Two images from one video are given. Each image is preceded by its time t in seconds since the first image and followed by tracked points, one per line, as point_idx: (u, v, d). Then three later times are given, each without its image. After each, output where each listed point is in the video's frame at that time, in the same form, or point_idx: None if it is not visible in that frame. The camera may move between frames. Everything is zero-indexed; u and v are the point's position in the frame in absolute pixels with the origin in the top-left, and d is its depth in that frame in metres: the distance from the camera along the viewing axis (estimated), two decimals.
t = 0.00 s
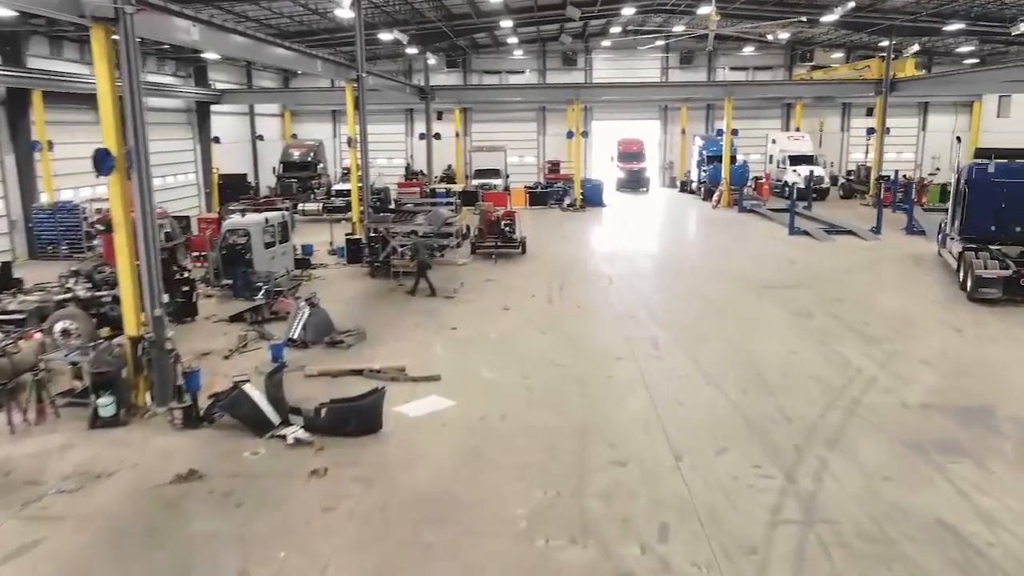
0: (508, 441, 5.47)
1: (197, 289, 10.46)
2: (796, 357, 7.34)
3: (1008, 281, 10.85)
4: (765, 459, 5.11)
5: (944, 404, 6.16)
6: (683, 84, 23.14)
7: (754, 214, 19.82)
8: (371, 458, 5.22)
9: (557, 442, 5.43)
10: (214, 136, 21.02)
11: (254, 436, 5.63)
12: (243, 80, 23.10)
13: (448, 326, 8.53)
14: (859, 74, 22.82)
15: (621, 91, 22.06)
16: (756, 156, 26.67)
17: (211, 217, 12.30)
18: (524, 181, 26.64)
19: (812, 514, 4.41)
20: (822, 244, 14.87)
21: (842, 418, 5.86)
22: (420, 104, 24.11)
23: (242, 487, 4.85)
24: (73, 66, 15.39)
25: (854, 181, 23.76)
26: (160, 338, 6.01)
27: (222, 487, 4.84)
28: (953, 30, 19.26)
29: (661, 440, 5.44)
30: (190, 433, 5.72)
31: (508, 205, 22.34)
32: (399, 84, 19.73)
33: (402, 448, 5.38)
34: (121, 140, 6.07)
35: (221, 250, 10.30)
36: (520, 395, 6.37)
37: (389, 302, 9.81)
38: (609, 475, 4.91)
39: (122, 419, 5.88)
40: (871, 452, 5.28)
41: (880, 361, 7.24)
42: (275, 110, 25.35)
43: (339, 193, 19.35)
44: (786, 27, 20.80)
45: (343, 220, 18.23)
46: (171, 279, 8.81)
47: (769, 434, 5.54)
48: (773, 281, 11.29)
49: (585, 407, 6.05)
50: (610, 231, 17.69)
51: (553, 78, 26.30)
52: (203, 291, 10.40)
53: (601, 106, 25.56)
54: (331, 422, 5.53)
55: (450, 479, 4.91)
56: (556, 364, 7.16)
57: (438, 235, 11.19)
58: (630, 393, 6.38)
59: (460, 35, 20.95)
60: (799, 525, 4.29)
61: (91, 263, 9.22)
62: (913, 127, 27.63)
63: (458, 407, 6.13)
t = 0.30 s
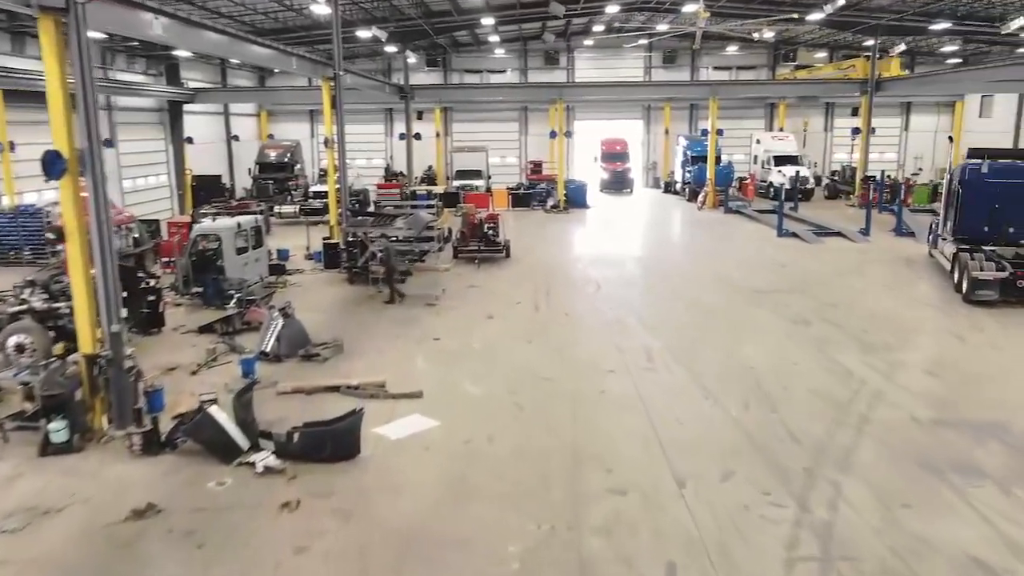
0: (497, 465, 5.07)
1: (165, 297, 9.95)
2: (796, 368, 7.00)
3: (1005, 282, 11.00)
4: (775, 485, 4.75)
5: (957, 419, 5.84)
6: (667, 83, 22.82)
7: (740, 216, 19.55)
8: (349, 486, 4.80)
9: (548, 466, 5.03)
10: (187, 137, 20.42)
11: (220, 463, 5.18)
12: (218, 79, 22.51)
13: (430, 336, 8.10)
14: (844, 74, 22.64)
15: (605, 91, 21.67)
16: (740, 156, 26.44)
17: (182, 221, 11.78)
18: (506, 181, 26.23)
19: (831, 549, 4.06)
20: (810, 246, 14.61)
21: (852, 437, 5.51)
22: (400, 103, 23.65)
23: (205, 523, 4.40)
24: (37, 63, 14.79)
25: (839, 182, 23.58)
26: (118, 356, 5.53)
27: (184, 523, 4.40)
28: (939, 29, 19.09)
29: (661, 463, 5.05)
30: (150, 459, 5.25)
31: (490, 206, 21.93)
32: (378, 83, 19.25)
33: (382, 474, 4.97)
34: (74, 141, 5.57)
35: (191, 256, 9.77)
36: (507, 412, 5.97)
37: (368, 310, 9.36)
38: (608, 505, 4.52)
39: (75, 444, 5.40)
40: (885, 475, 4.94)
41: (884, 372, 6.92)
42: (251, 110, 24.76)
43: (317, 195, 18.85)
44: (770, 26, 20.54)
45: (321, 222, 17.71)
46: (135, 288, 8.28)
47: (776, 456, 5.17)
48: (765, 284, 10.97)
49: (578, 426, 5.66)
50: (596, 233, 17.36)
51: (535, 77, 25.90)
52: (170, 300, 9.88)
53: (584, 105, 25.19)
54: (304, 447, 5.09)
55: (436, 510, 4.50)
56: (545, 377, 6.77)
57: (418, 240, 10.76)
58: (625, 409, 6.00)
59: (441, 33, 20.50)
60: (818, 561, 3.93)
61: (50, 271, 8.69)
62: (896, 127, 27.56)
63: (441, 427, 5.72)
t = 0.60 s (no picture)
0: (486, 494, 4.68)
1: (130, 307, 9.45)
2: (798, 381, 6.66)
3: (1001, 283, 10.93)
4: (788, 515, 4.39)
5: (972, 436, 5.52)
6: (650, 83, 22.48)
7: (726, 217, 19.27)
8: (325, 521, 4.38)
9: (542, 495, 4.65)
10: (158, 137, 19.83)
11: (182, 494, 4.74)
12: (190, 77, 21.91)
13: (412, 348, 7.68)
14: (829, 73, 22.43)
15: (588, 90, 21.29)
16: (723, 155, 26.20)
17: (151, 225, 11.27)
18: (486, 182, 25.81)
19: None
20: (799, 248, 14.35)
21: (864, 458, 5.17)
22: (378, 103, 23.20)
23: (163, 567, 3.96)
24: None
25: (823, 182, 23.40)
26: (70, 379, 5.05)
27: (142, 566, 3.97)
28: (924, 28, 18.92)
29: (664, 491, 4.68)
30: (105, 491, 4.79)
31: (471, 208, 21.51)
32: (356, 82, 18.75)
33: (361, 506, 4.56)
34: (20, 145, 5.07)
35: (158, 263, 9.28)
36: (495, 434, 5.57)
37: (346, 320, 8.91)
38: (608, 540, 4.14)
39: (22, 475, 4.93)
40: (904, 502, 4.60)
41: (890, 383, 6.61)
42: (225, 109, 24.15)
43: (294, 197, 18.34)
44: (754, 24, 20.27)
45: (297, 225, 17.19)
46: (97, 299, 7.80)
47: (787, 481, 4.82)
48: (757, 288, 10.66)
49: (572, 449, 5.27)
50: (579, 235, 17.03)
51: (516, 77, 25.50)
52: (137, 310, 9.39)
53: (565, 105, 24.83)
54: (274, 478, 4.67)
55: (421, 548, 4.10)
56: (535, 393, 6.38)
57: (398, 244, 10.23)
58: (621, 429, 5.62)
59: (420, 31, 20.04)
60: None
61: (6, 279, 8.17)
62: (878, 127, 27.49)
63: (425, 451, 5.30)
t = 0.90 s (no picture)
0: (475, 530, 4.26)
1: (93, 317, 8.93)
2: (802, 396, 6.31)
3: (997, 285, 10.75)
4: (806, 550, 4.03)
5: (991, 456, 5.19)
6: (633, 83, 22.16)
7: (712, 219, 18.99)
8: (297, 564, 3.96)
9: (536, 530, 4.25)
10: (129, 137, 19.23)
11: (140, 533, 4.29)
12: (163, 76, 21.29)
13: (393, 362, 7.24)
14: (814, 72, 22.23)
15: (571, 90, 20.91)
16: (707, 156, 25.98)
17: (117, 230, 10.74)
18: (468, 183, 25.37)
19: None
20: (789, 250, 14.07)
21: (880, 483, 4.82)
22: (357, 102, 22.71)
23: None
24: None
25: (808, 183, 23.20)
26: (16, 405, 4.59)
27: None
28: (910, 27, 18.75)
29: (669, 525, 4.29)
30: (52, 530, 4.32)
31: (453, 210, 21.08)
32: (334, 81, 18.26)
33: (337, 545, 4.13)
34: None
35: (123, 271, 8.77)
36: (483, 458, 5.16)
37: (322, 330, 8.46)
38: None
39: None
40: (928, 532, 4.25)
41: (897, 397, 6.29)
42: (200, 109, 23.54)
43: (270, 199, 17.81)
44: (739, 23, 20.01)
45: (273, 228, 16.63)
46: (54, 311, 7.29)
47: (801, 511, 4.45)
48: (750, 293, 10.33)
49: (567, 477, 4.88)
50: (564, 238, 16.68)
51: (497, 76, 25.10)
52: (100, 321, 8.87)
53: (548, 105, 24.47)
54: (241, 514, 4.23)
55: None
56: (525, 412, 5.97)
57: (378, 250, 9.72)
58: (618, 453, 5.23)
59: (399, 29, 19.57)
60: None
61: None
62: (861, 127, 27.36)
63: (408, 478, 4.88)
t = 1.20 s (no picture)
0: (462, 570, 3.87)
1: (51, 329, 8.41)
2: (804, 411, 5.98)
3: (991, 286, 10.54)
4: None
5: (1010, 477, 4.89)
6: (615, 82, 21.82)
7: (696, 220, 18.70)
8: None
9: (530, 569, 3.87)
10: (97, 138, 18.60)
11: None
12: (132, 74, 20.65)
13: (371, 376, 6.83)
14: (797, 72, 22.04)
15: (553, 88, 20.52)
16: (688, 156, 25.71)
17: (79, 235, 10.20)
18: (447, 184, 24.90)
19: None
20: (776, 252, 13.81)
21: (897, 509, 4.49)
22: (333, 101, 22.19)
23: None
24: None
25: (791, 183, 23.01)
26: None
27: None
28: (893, 26, 18.60)
29: (676, 562, 3.92)
30: None
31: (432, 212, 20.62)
32: (310, 79, 17.74)
33: None
34: None
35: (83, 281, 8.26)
36: (470, 486, 4.77)
37: (296, 342, 8.01)
38: None
39: None
40: (955, 566, 3.92)
41: (904, 411, 5.98)
42: (171, 108, 22.90)
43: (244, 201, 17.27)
44: (721, 21, 19.74)
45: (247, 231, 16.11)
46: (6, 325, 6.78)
47: (816, 543, 4.10)
48: (741, 298, 10.02)
49: (562, 506, 4.51)
50: (546, 240, 16.30)
51: (476, 75, 24.65)
52: (58, 333, 8.34)
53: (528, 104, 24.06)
54: (203, 556, 3.81)
55: None
56: (514, 432, 5.59)
57: (355, 256, 9.26)
58: (615, 478, 4.86)
59: (376, 27, 19.08)
60: None
61: None
62: (842, 127, 27.26)
63: (390, 510, 4.48)
